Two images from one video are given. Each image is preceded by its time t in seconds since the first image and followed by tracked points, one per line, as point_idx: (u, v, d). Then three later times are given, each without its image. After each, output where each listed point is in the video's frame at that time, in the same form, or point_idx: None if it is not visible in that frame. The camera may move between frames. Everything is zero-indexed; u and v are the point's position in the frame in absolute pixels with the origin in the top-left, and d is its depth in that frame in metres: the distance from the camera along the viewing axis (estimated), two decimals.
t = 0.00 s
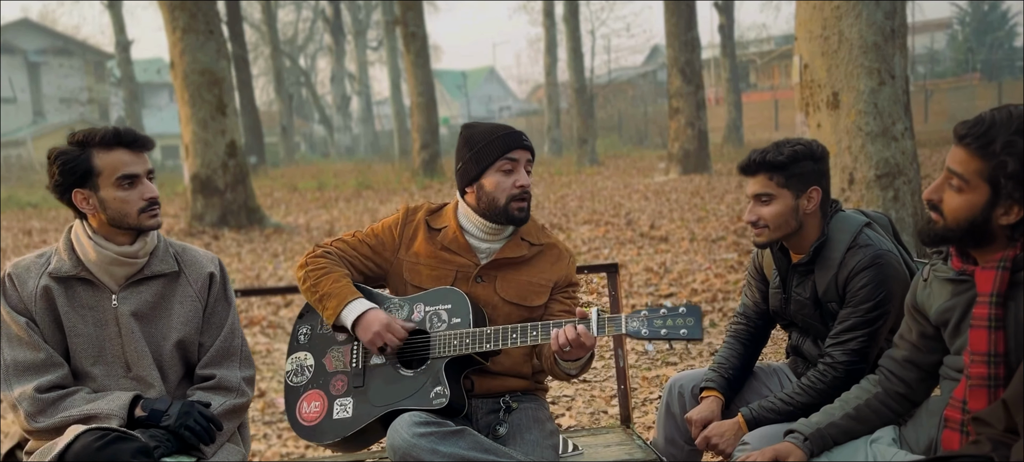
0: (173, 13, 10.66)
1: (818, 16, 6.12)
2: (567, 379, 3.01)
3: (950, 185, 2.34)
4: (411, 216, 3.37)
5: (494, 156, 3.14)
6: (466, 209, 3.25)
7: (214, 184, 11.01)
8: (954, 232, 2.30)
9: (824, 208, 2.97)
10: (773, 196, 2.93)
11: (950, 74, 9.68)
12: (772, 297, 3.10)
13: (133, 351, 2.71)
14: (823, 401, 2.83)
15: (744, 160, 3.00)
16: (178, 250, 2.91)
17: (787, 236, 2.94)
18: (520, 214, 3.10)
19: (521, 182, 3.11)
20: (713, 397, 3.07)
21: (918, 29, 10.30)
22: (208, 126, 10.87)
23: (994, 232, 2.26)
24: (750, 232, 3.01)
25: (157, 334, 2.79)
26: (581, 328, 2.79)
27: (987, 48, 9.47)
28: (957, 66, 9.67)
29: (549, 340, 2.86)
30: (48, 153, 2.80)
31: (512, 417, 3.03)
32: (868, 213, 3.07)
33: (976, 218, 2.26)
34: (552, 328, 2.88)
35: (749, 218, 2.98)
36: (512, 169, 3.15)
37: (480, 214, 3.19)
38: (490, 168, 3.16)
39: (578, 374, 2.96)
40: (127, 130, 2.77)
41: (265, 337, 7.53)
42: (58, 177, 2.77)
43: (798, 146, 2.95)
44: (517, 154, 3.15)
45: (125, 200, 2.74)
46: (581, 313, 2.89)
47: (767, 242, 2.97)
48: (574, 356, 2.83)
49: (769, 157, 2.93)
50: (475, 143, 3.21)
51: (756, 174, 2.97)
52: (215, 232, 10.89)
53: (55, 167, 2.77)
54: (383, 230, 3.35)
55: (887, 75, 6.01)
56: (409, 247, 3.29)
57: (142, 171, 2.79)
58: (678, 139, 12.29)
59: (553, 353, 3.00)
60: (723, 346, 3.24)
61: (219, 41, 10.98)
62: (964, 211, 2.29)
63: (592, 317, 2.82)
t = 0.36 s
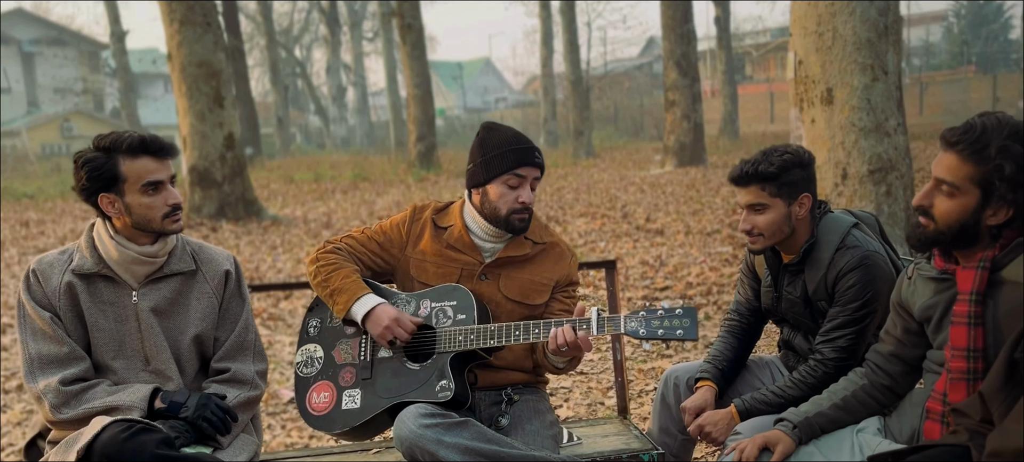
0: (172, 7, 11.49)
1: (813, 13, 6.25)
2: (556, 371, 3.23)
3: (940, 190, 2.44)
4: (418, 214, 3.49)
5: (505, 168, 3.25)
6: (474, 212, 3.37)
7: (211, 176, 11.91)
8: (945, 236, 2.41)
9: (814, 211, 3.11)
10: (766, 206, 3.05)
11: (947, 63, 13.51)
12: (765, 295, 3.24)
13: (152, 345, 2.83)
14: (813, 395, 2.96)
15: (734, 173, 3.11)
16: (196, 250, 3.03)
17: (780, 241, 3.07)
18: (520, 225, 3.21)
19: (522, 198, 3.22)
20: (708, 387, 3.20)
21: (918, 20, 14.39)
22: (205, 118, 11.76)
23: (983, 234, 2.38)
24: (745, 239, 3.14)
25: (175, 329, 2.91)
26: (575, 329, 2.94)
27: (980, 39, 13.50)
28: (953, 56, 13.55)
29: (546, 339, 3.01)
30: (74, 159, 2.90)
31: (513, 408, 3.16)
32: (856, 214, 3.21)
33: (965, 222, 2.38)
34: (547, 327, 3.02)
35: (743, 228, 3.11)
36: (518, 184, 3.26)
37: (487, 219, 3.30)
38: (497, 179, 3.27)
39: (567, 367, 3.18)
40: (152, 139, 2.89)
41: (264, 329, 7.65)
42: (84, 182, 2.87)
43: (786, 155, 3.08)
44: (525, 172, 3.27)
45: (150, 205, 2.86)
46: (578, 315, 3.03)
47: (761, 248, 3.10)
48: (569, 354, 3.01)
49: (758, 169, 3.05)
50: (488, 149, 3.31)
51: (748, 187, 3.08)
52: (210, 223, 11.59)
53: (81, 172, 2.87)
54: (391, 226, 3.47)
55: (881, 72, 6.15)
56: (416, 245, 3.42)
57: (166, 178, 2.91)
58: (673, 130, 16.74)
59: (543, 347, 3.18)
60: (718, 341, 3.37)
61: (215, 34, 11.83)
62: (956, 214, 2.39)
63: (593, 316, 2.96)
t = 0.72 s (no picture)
0: None
1: (808, 9, 6.31)
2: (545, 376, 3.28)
3: (911, 187, 2.56)
4: (435, 208, 3.57)
5: (524, 183, 3.30)
6: (490, 215, 3.42)
7: (208, 169, 12.03)
8: (913, 230, 2.53)
9: (799, 212, 3.20)
10: (755, 205, 3.14)
11: None
12: (751, 292, 3.33)
13: (155, 337, 2.92)
14: (797, 389, 3.06)
15: (724, 172, 3.20)
16: (196, 244, 3.12)
17: (767, 240, 3.16)
18: (529, 240, 3.30)
19: (537, 214, 3.28)
20: (695, 380, 3.30)
21: None
22: (203, 110, 11.82)
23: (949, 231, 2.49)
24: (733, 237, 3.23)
25: (177, 322, 2.99)
26: (561, 336, 3.04)
27: None
28: None
29: (533, 345, 3.11)
30: (75, 153, 2.99)
31: (512, 402, 3.24)
32: (841, 214, 3.30)
33: (933, 217, 2.49)
34: (537, 334, 3.12)
35: (731, 226, 3.19)
36: (534, 199, 3.31)
37: (501, 226, 3.36)
38: (516, 190, 3.32)
39: (557, 374, 3.22)
40: (147, 131, 2.98)
41: (262, 321, 7.78)
42: (84, 175, 2.96)
43: (777, 156, 3.17)
44: (543, 189, 3.32)
45: (146, 196, 2.94)
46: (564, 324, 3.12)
47: (748, 247, 3.19)
48: (555, 361, 3.10)
49: (750, 169, 3.13)
50: (514, 159, 3.34)
51: (737, 186, 3.17)
52: (209, 216, 11.65)
53: (81, 166, 2.96)
54: (407, 219, 3.54)
55: (874, 68, 6.23)
56: (429, 238, 3.49)
57: (162, 168, 3.00)
58: (672, 125, 16.66)
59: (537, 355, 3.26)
60: (706, 336, 3.46)
61: (213, 26, 11.87)
62: (925, 210, 2.51)
63: (598, 326, 3.01)
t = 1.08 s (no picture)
0: None
1: (799, 7, 6.41)
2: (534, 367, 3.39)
3: (869, 184, 2.71)
4: (425, 202, 3.67)
5: (512, 168, 3.40)
6: (478, 205, 3.53)
7: (206, 163, 12.13)
8: (870, 225, 2.68)
9: (772, 210, 3.31)
10: (731, 204, 3.25)
11: None
12: (726, 287, 3.45)
13: (152, 330, 3.03)
14: (769, 381, 3.17)
15: (703, 170, 3.31)
16: (192, 240, 3.22)
17: (740, 238, 3.29)
18: (520, 222, 3.40)
19: (527, 196, 3.40)
20: (673, 373, 3.42)
21: None
22: (201, 105, 11.92)
23: (905, 225, 2.62)
24: (709, 235, 3.35)
25: (173, 315, 3.11)
26: (546, 328, 3.12)
27: None
28: None
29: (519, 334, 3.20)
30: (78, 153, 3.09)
31: (498, 391, 3.35)
32: (811, 212, 3.42)
33: (889, 213, 2.63)
34: (523, 324, 3.21)
35: (707, 223, 3.31)
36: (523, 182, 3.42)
37: (491, 213, 3.47)
38: (505, 175, 3.42)
39: (543, 363, 3.33)
40: (153, 136, 3.08)
41: (258, 315, 7.89)
42: (88, 175, 3.05)
43: (752, 157, 3.28)
44: (531, 171, 3.43)
45: (149, 200, 3.05)
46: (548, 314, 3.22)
47: (723, 244, 3.32)
48: (540, 350, 3.19)
49: (727, 169, 3.24)
50: (499, 147, 3.45)
51: (715, 184, 3.28)
52: (207, 211, 11.78)
53: (85, 166, 3.06)
54: (397, 213, 3.65)
55: (864, 65, 6.34)
56: (419, 231, 3.61)
57: (165, 174, 3.10)
58: (669, 121, 16.75)
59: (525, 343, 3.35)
60: (684, 329, 3.58)
61: (211, 21, 11.94)
62: (882, 207, 2.65)
63: (581, 317, 3.12)
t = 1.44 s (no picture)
0: None
1: (789, 5, 6.27)
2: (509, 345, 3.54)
3: (833, 181, 2.84)
4: (393, 199, 3.83)
5: (462, 144, 3.64)
6: (440, 189, 3.73)
7: (205, 159, 12.29)
8: (836, 219, 2.80)
9: (741, 203, 3.46)
10: (699, 195, 3.41)
11: None
12: (700, 277, 3.60)
13: (148, 315, 3.18)
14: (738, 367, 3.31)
15: (673, 164, 3.46)
16: (186, 230, 3.37)
17: (710, 229, 3.44)
18: (478, 195, 3.59)
19: (480, 167, 3.59)
20: (649, 359, 3.56)
21: None
22: (199, 101, 12.05)
23: (867, 220, 2.77)
24: (680, 225, 3.50)
25: (169, 301, 3.25)
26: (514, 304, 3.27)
27: None
28: None
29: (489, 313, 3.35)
30: (75, 147, 3.23)
31: (475, 375, 3.51)
32: (781, 205, 3.56)
33: (854, 208, 2.76)
34: (493, 302, 3.36)
35: (678, 214, 3.46)
36: (474, 155, 3.63)
37: (451, 193, 3.66)
38: (457, 154, 3.65)
39: (517, 342, 3.49)
40: (144, 127, 3.24)
41: (255, 307, 8.05)
42: (85, 168, 3.20)
43: (719, 151, 3.43)
44: (480, 143, 3.64)
45: (144, 187, 3.19)
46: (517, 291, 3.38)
47: (694, 235, 3.47)
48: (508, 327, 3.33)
49: (694, 162, 3.39)
50: (447, 133, 3.71)
51: (684, 177, 3.43)
52: (206, 206, 11.95)
53: (82, 158, 3.21)
54: (368, 210, 3.82)
55: (853, 63, 6.16)
56: (391, 225, 3.77)
57: (157, 162, 3.25)
58: (667, 117, 16.90)
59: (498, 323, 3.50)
60: (660, 318, 3.73)
61: (210, 17, 12.06)
62: (846, 202, 2.78)
63: (546, 289, 3.31)
